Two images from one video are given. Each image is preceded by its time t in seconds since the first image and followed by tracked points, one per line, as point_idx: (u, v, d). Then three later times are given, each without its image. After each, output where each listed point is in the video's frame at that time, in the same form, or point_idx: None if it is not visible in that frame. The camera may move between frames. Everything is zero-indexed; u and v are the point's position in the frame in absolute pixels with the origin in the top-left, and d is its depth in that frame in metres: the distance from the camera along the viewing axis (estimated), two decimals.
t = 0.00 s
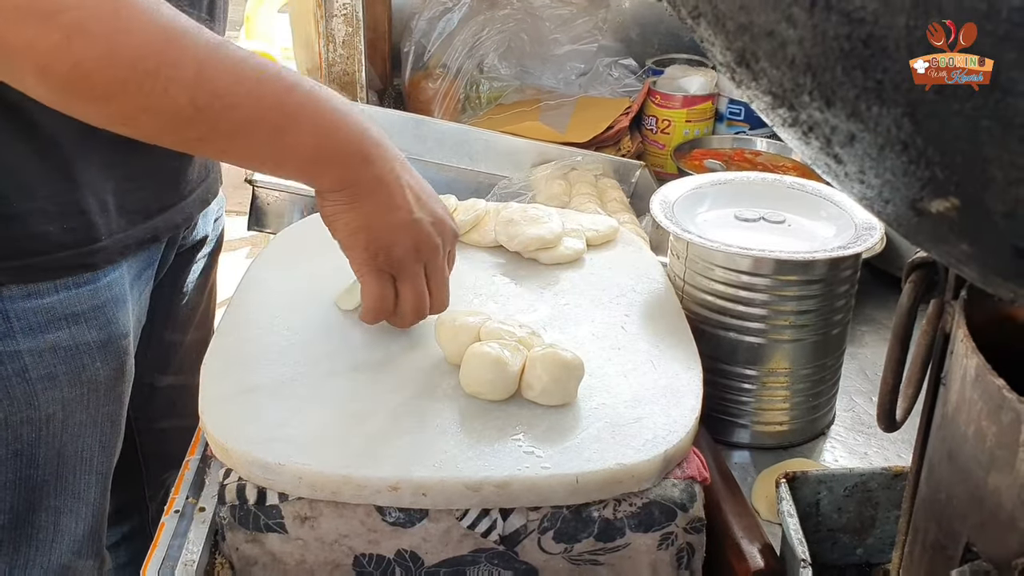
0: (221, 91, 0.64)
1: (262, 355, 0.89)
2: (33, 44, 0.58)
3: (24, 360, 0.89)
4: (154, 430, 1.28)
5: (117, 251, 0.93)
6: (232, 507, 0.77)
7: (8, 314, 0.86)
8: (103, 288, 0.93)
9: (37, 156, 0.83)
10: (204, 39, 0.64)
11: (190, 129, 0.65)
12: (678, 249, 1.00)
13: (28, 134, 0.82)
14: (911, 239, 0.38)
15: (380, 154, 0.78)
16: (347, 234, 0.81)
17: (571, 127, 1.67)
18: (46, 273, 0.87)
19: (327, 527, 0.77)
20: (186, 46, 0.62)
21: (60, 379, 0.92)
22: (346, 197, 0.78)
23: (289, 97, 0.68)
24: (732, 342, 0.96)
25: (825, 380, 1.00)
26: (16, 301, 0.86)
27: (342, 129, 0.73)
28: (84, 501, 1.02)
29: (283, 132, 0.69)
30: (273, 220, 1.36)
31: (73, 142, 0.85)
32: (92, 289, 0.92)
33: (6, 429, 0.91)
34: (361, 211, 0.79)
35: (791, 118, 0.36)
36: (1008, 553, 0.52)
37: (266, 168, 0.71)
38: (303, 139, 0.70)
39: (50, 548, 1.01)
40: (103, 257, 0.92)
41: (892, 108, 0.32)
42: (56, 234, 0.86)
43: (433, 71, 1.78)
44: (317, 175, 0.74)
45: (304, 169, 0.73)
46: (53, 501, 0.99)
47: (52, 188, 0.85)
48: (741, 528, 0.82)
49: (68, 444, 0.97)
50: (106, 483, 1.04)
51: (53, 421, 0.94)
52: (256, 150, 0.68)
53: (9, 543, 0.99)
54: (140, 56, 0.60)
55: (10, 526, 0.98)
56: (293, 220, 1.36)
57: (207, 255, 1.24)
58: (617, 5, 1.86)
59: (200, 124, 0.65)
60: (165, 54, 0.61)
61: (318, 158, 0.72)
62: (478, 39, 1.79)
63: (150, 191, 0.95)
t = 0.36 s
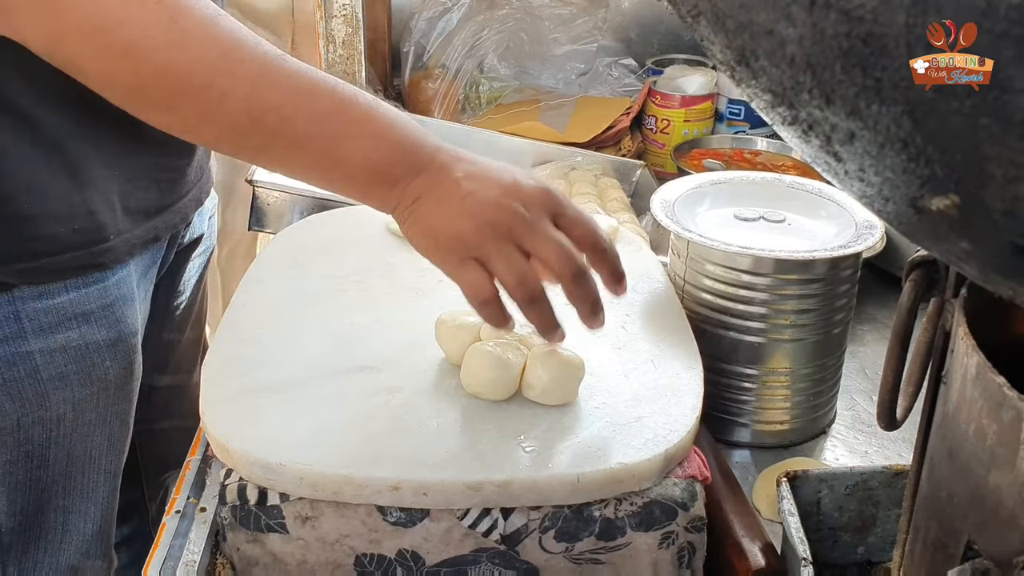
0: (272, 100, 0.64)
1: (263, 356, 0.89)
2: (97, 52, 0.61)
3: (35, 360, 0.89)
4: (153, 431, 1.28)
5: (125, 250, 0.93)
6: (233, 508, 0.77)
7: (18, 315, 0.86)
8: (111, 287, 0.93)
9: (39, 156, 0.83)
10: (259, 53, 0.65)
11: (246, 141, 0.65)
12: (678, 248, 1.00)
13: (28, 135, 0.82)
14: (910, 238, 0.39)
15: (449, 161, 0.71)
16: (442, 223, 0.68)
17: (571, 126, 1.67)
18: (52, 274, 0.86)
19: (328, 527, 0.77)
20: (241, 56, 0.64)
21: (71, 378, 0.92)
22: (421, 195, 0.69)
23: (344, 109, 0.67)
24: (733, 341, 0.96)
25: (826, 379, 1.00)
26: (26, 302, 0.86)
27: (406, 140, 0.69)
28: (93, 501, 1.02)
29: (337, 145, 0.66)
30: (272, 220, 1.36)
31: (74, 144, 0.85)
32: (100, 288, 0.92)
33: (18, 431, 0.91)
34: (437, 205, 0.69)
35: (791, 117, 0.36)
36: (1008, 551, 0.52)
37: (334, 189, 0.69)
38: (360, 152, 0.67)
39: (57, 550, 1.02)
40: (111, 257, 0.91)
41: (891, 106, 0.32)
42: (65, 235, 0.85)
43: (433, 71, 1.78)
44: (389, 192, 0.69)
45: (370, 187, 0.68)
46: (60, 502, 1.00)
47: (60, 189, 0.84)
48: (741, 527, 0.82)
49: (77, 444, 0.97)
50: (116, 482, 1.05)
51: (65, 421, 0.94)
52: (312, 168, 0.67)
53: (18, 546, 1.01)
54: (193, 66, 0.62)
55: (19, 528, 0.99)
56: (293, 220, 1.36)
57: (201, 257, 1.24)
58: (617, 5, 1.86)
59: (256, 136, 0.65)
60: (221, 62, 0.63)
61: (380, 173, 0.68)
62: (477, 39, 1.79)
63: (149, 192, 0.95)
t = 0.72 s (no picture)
0: (316, 119, 0.59)
1: (264, 357, 0.89)
2: (145, 53, 0.57)
3: (29, 363, 0.89)
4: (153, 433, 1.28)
5: (120, 252, 0.93)
6: (234, 509, 0.77)
7: (12, 317, 0.86)
8: (107, 289, 0.93)
9: (36, 159, 0.83)
10: (310, 69, 0.60)
11: (285, 160, 0.60)
12: (678, 249, 1.01)
13: (24, 137, 0.82)
14: (910, 239, 0.39)
15: (493, 215, 0.63)
16: (482, 278, 0.61)
17: (572, 127, 1.67)
18: (49, 275, 0.86)
19: (329, 528, 0.77)
20: (290, 68, 0.59)
21: (66, 381, 0.92)
22: (467, 250, 0.61)
23: (398, 139, 0.61)
24: (733, 342, 0.96)
25: (826, 379, 1.00)
26: (19, 304, 0.86)
27: (449, 179, 0.62)
28: (90, 504, 1.03)
29: (383, 176, 0.60)
30: (273, 221, 1.36)
31: (71, 146, 0.85)
32: (96, 291, 0.92)
33: (13, 433, 0.91)
34: (470, 254, 0.61)
35: (791, 118, 0.37)
36: (1009, 551, 0.52)
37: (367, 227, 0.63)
38: (407, 186, 0.60)
39: (57, 553, 1.02)
40: (106, 259, 0.91)
41: (891, 108, 0.32)
42: (60, 237, 0.86)
43: (433, 72, 1.78)
44: (429, 235, 0.62)
45: (405, 227, 0.62)
46: (58, 505, 1.00)
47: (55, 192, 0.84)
48: (742, 527, 0.82)
49: (75, 447, 0.97)
50: (114, 484, 1.05)
51: (60, 423, 0.94)
52: (349, 201, 0.61)
53: (16, 548, 1.00)
54: (241, 74, 0.57)
55: (16, 532, 0.99)
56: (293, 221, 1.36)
57: (204, 259, 1.25)
58: (616, 6, 1.84)
59: (296, 156, 0.59)
60: (269, 74, 0.58)
61: (421, 213, 0.61)
62: (477, 41, 1.80)
63: (148, 194, 0.95)
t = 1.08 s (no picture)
0: (116, 134, 0.68)
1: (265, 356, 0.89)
2: None
3: (30, 363, 0.89)
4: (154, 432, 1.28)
5: (122, 252, 0.94)
6: (236, 508, 0.77)
7: (13, 316, 0.87)
8: (108, 289, 0.94)
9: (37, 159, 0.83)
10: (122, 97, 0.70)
11: (80, 173, 0.68)
12: (680, 247, 1.00)
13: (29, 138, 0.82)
14: (912, 236, 0.39)
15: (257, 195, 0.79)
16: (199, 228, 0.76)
17: (572, 126, 1.67)
18: (49, 276, 0.88)
19: (331, 526, 0.77)
20: (88, 94, 0.67)
21: (68, 380, 0.93)
22: (254, 220, 0.78)
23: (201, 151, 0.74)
24: (735, 340, 0.96)
25: (827, 378, 1.00)
26: (21, 303, 0.87)
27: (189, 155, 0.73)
28: (92, 503, 1.02)
29: (193, 176, 0.73)
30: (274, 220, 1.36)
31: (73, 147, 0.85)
32: (97, 289, 0.93)
33: (14, 433, 0.92)
34: (293, 239, 0.82)
35: (793, 115, 0.37)
36: (1011, 549, 0.52)
37: (169, 224, 0.74)
38: (212, 184, 0.74)
39: (59, 552, 1.02)
40: (108, 259, 0.92)
41: (893, 104, 0.32)
42: (63, 237, 0.87)
43: (433, 71, 1.78)
44: (190, 214, 0.74)
45: (213, 216, 0.76)
46: (60, 504, 1.00)
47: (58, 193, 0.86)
48: (744, 526, 0.82)
49: (77, 446, 0.97)
50: (116, 483, 1.05)
51: (61, 423, 0.94)
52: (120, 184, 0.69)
53: (18, 546, 1.00)
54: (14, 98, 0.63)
55: (19, 530, 0.99)
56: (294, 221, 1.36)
57: (206, 258, 1.25)
58: (617, 4, 1.84)
59: (99, 166, 0.68)
60: (62, 100, 0.65)
61: (213, 200, 0.75)
62: (477, 39, 1.80)
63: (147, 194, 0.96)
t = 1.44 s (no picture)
0: (132, 99, 0.75)
1: (269, 355, 0.89)
2: None
3: (15, 363, 0.89)
4: (145, 432, 1.28)
5: (109, 256, 0.96)
6: (238, 507, 0.78)
7: None
8: (94, 290, 0.95)
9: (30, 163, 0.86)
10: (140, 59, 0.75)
11: (91, 126, 0.75)
12: (682, 246, 1.00)
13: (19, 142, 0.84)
14: (916, 234, 0.39)
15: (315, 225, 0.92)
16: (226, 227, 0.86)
17: (574, 126, 1.67)
18: (41, 278, 0.89)
19: (334, 525, 0.77)
20: (120, 58, 0.73)
21: (52, 381, 0.93)
22: (269, 223, 0.88)
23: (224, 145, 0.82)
24: (737, 339, 0.96)
25: (830, 377, 1.00)
26: (5, 304, 0.87)
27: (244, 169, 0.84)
28: (79, 505, 1.02)
29: (189, 150, 0.79)
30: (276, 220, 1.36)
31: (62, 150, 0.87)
32: (83, 291, 0.94)
33: None
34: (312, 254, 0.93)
35: (797, 113, 0.36)
36: (1014, 547, 0.52)
37: (187, 205, 0.82)
38: (223, 174, 0.82)
39: (45, 552, 1.01)
40: (96, 263, 0.94)
41: (896, 102, 0.32)
42: (51, 241, 0.89)
43: (435, 70, 1.77)
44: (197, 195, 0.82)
45: (184, 185, 0.81)
46: (47, 505, 0.99)
47: (46, 197, 0.87)
48: (747, 524, 0.82)
49: (63, 447, 0.97)
50: (103, 482, 1.05)
51: (45, 424, 0.94)
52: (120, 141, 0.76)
53: (4, 548, 0.98)
54: (68, 56, 0.71)
55: (4, 530, 0.97)
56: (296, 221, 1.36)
57: (200, 258, 1.24)
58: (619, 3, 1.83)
59: (105, 122, 0.75)
60: (109, 63, 0.73)
61: (226, 192, 0.83)
62: (479, 38, 1.80)
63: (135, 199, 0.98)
